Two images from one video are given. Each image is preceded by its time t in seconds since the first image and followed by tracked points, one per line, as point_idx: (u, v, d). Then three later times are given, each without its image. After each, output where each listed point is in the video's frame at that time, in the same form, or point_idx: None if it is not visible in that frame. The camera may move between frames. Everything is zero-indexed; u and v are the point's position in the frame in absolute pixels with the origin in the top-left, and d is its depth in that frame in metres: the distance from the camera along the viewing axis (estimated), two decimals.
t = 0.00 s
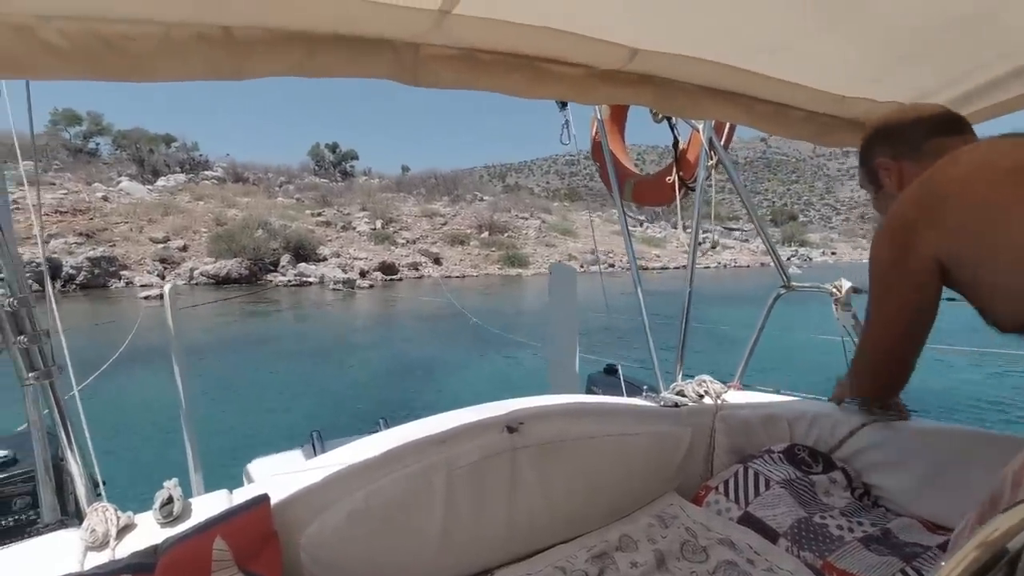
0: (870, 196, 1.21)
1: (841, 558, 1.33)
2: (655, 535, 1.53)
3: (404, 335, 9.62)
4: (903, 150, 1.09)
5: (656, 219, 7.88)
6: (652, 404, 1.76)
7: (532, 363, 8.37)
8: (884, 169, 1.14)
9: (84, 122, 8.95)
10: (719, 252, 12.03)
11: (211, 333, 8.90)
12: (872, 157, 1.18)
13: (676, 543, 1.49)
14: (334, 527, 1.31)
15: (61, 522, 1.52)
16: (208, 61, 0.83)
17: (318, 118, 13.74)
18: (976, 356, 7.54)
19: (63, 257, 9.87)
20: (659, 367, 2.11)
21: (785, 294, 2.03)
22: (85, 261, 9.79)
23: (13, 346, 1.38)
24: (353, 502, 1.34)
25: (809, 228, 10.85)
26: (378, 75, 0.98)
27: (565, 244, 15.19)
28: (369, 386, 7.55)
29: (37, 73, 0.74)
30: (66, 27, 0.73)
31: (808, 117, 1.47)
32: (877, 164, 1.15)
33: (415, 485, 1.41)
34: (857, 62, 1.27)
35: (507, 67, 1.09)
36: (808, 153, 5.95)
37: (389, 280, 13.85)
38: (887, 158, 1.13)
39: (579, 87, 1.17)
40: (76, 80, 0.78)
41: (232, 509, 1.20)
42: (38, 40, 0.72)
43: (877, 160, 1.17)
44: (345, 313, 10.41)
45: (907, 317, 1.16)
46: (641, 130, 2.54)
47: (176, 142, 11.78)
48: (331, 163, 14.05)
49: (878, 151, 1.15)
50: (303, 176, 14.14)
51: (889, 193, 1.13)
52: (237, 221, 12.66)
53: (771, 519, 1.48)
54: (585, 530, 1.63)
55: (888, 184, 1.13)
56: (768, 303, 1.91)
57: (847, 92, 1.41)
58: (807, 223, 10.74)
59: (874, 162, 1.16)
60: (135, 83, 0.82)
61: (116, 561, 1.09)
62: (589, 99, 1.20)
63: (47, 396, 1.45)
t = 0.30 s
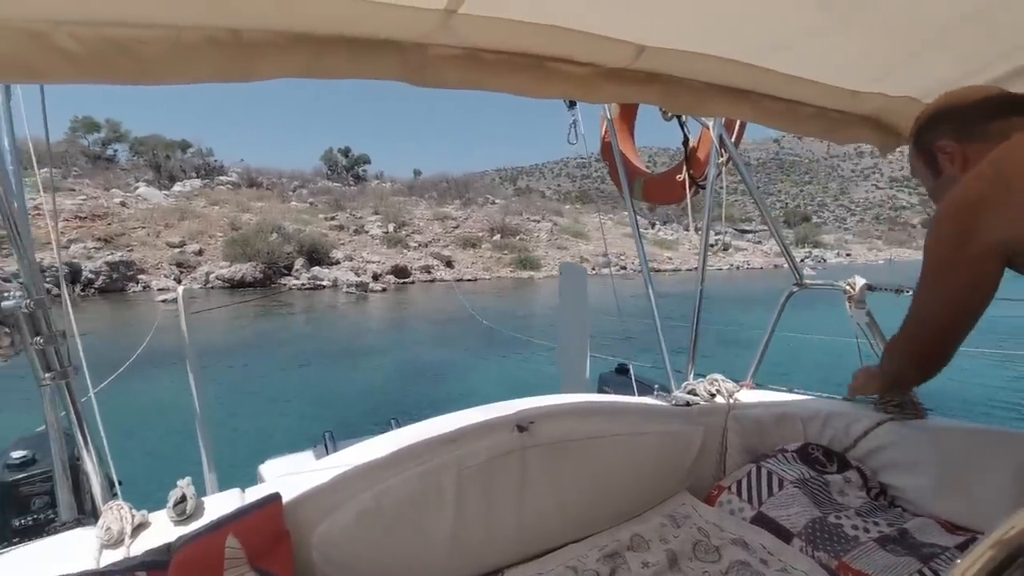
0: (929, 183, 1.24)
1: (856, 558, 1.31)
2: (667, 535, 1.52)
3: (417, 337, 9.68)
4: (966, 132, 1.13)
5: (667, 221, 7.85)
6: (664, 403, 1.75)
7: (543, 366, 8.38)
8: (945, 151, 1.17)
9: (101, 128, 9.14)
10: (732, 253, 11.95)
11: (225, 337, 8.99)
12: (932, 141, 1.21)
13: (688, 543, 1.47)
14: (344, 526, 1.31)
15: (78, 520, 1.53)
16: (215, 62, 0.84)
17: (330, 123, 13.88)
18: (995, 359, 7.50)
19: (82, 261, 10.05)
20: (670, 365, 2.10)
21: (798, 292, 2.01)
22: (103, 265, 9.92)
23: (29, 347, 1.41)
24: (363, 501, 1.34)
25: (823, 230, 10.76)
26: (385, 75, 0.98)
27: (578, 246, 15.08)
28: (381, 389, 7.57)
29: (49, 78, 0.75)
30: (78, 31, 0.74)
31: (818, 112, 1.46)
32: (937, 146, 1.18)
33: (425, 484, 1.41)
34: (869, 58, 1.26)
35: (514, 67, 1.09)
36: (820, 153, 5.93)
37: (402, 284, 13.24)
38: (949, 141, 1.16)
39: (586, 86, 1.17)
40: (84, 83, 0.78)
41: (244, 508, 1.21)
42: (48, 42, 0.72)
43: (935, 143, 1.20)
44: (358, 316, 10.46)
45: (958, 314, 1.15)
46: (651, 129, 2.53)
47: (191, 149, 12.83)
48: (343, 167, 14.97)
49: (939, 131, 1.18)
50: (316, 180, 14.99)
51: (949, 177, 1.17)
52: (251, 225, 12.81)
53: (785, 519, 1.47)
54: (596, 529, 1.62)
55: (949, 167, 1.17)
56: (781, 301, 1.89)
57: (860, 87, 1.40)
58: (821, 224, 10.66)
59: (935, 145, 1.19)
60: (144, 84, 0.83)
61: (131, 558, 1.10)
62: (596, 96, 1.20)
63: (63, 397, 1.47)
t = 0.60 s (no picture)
0: (977, 177, 1.18)
1: (881, 564, 1.30)
2: (689, 538, 1.52)
3: (436, 338, 9.77)
4: (1012, 116, 1.08)
5: (684, 223, 7.82)
6: (685, 406, 1.76)
7: (560, 369, 8.40)
8: (993, 138, 1.11)
9: (127, 135, 9.31)
10: (750, 255, 11.88)
11: (247, 339, 9.15)
12: (978, 129, 1.15)
13: (711, 547, 1.48)
14: (371, 526, 1.34)
15: (113, 516, 1.57)
16: (250, 74, 0.85)
17: (347, 127, 13.94)
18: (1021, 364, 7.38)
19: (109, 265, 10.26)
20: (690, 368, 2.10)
21: (820, 296, 2.00)
22: (129, 269, 10.12)
23: (69, 349, 1.45)
24: (389, 501, 1.36)
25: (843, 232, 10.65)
26: (412, 85, 1.00)
27: (593, 249, 15.12)
28: (400, 391, 7.64)
29: (92, 91, 0.76)
30: (121, 47, 0.75)
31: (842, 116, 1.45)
32: (983, 134, 1.13)
33: (449, 485, 1.43)
34: (897, 55, 1.24)
35: (539, 74, 1.11)
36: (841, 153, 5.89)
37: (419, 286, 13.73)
38: (996, 127, 1.11)
39: (610, 92, 1.18)
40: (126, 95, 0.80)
41: (272, 508, 1.23)
42: (95, 57, 0.74)
43: (980, 129, 1.14)
44: (376, 319, 10.58)
45: None
46: (671, 132, 2.54)
47: (212, 154, 11.98)
48: (361, 171, 14.60)
49: (984, 116, 1.13)
50: (333, 185, 14.66)
51: (997, 165, 1.11)
52: (271, 229, 12.98)
53: (808, 524, 1.46)
54: (618, 532, 1.62)
55: (998, 154, 1.11)
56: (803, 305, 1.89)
57: (884, 90, 1.39)
58: (841, 226, 10.57)
59: (981, 132, 1.14)
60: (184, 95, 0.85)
61: (167, 554, 1.14)
62: (619, 102, 1.21)
63: (99, 397, 1.51)
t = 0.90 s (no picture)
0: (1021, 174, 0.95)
1: None
2: (703, 549, 1.52)
3: (451, 344, 9.79)
4: None
5: (700, 229, 7.78)
6: (698, 416, 1.76)
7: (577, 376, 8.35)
8: None
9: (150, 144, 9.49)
10: (767, 261, 11.75)
11: (264, 344, 9.25)
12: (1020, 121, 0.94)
13: (724, 557, 1.47)
14: (388, 529, 1.36)
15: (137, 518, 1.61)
16: (275, 92, 0.86)
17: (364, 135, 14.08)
18: None
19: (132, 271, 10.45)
20: (703, 376, 2.10)
21: (836, 306, 1.98)
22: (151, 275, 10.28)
23: (99, 354, 1.50)
24: (405, 506, 1.38)
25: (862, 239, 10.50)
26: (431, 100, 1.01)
27: (609, 255, 15.05)
28: (416, 397, 7.63)
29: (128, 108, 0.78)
30: (153, 64, 0.76)
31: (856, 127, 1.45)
32: None
33: (464, 492, 1.45)
34: (914, 66, 1.24)
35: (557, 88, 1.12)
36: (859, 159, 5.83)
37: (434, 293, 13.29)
38: None
39: (625, 104, 1.19)
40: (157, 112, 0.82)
41: (291, 511, 1.26)
42: (133, 76, 0.75)
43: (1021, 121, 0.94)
44: (392, 325, 10.63)
45: None
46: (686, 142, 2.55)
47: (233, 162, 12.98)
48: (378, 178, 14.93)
49: None
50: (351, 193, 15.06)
51: None
52: (289, 236, 13.11)
53: (823, 536, 1.45)
54: (632, 541, 1.62)
55: None
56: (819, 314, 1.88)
57: (899, 101, 1.39)
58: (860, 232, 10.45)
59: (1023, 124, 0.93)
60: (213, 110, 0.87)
61: (190, 555, 1.17)
62: (634, 114, 1.22)
63: (126, 401, 1.57)
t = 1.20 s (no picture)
0: None
1: None
2: (705, 563, 1.52)
3: (457, 353, 9.80)
4: None
5: (707, 239, 7.77)
6: (701, 430, 1.76)
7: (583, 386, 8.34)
8: None
9: (160, 156, 9.60)
10: (774, 270, 11.73)
11: (271, 353, 9.29)
12: None
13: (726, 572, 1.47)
14: (391, 540, 1.37)
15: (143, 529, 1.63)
16: (281, 113, 0.87)
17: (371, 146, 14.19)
18: None
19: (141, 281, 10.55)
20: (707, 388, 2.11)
21: (839, 319, 1.99)
22: (159, 284, 10.35)
23: (107, 367, 1.52)
24: (408, 517, 1.39)
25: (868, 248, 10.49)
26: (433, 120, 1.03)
27: (615, 265, 15.05)
28: (422, 406, 7.66)
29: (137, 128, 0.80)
30: (166, 87, 0.79)
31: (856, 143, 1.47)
32: None
33: (467, 504, 1.46)
34: (913, 86, 1.25)
35: (557, 108, 1.13)
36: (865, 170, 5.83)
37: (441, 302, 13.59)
38: None
39: (625, 121, 1.21)
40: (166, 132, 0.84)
41: (296, 522, 1.27)
42: (144, 97, 0.78)
43: None
44: (398, 334, 10.66)
45: None
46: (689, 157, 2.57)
47: (241, 172, 12.89)
48: (384, 188, 15.18)
49: None
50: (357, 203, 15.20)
51: None
52: (296, 245, 13.20)
53: (825, 553, 1.45)
54: (634, 554, 1.63)
55: None
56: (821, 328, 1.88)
57: (899, 120, 1.40)
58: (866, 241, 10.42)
59: None
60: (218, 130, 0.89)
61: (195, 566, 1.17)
62: (634, 131, 1.23)
63: (133, 414, 1.60)
